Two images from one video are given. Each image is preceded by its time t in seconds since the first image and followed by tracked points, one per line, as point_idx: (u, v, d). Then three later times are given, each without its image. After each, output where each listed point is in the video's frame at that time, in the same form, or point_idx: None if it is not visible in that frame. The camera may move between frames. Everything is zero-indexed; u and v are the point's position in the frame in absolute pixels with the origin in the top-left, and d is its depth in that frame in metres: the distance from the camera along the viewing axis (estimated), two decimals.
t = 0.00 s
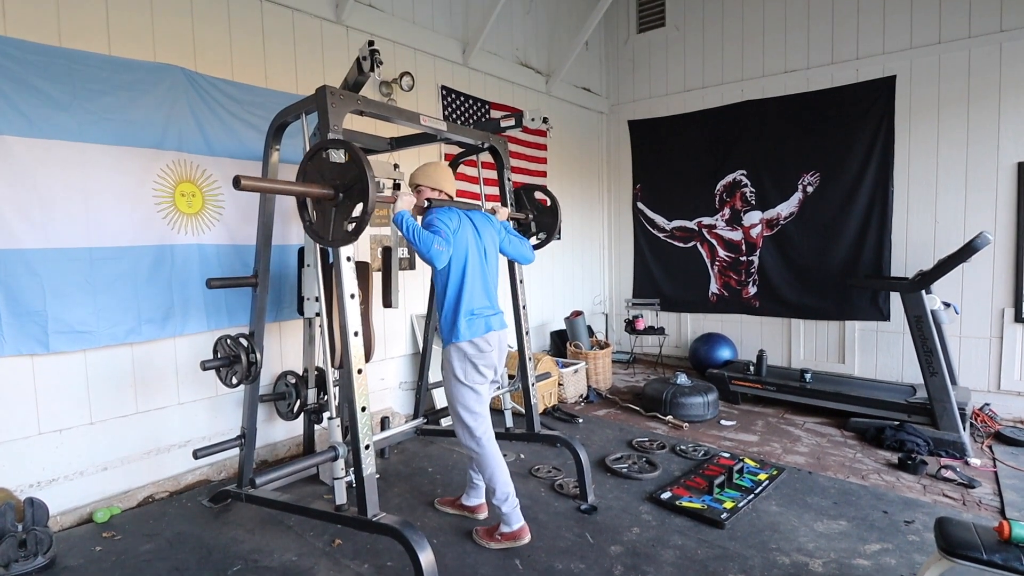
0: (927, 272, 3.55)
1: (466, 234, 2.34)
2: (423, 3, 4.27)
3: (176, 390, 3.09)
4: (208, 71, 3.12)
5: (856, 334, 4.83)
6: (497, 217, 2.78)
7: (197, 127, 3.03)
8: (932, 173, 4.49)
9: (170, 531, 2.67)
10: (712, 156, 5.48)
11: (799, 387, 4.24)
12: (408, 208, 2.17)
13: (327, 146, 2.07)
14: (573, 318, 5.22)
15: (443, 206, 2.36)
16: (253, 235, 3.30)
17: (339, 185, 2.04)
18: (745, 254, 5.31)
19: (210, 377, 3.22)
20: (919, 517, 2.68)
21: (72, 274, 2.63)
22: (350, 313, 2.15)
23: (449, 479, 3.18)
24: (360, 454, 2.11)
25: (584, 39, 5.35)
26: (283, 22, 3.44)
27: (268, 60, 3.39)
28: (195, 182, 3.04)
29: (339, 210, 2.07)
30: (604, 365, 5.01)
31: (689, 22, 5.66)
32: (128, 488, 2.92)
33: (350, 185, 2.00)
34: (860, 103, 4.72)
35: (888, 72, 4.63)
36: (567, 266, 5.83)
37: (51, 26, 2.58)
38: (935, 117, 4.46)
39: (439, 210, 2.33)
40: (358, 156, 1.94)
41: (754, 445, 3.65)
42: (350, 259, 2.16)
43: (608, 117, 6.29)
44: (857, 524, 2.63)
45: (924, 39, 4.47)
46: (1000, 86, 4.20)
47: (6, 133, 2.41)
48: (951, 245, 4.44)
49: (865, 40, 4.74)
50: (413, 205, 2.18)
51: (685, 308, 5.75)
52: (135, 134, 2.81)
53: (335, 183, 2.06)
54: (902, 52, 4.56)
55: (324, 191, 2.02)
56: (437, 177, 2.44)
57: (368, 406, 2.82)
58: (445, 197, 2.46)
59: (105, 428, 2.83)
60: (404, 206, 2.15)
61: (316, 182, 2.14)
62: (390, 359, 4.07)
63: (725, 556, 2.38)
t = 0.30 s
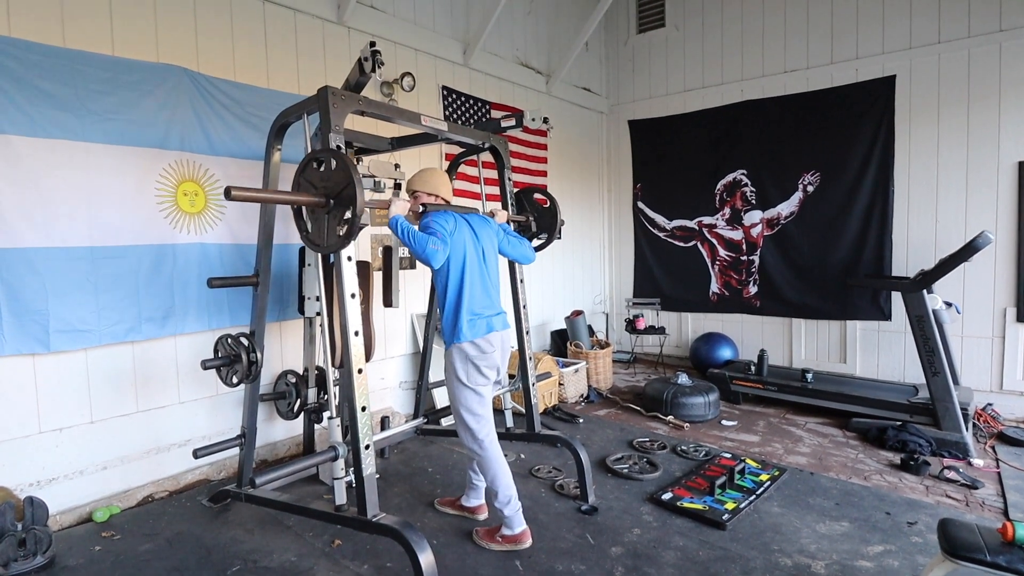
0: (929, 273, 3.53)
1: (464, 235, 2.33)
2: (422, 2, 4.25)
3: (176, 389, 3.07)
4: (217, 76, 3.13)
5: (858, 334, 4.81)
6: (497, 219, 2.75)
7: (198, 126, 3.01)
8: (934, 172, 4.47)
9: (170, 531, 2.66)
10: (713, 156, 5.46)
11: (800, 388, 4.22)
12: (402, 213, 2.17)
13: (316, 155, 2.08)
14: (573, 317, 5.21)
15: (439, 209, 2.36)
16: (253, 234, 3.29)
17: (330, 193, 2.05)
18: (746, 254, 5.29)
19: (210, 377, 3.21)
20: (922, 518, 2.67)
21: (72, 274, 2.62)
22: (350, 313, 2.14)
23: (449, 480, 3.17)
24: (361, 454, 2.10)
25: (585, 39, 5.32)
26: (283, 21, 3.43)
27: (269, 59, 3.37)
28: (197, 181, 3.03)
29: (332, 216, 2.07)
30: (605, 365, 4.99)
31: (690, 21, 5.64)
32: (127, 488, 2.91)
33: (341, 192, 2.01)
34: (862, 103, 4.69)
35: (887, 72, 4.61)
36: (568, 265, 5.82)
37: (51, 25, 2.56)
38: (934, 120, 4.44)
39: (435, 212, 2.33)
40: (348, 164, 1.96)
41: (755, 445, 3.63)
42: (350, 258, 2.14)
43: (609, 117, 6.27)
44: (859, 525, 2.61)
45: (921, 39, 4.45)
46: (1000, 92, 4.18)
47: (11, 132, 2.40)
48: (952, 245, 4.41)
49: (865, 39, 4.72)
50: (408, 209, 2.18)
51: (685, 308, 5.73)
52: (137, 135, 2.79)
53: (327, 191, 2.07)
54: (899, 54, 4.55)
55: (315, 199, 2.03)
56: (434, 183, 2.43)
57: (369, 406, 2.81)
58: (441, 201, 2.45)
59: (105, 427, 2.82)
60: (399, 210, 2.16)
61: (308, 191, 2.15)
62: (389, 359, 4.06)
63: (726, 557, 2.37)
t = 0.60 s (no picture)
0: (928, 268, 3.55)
1: (462, 234, 2.34)
2: None
3: (179, 386, 3.10)
4: (210, 67, 3.12)
5: (858, 330, 4.84)
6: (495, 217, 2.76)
7: (196, 121, 3.03)
8: (936, 169, 4.49)
9: (174, 526, 2.68)
10: (714, 152, 5.48)
11: (799, 384, 4.25)
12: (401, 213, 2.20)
13: (314, 159, 2.14)
14: (574, 313, 5.24)
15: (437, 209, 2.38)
16: (253, 232, 3.31)
17: (327, 194, 2.09)
18: (747, 250, 5.32)
19: (213, 373, 3.23)
20: (919, 512, 2.69)
21: (72, 271, 2.63)
22: (352, 310, 2.15)
23: (451, 475, 3.19)
24: (363, 449, 2.11)
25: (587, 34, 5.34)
26: (285, 16, 3.44)
27: (269, 55, 3.39)
28: (196, 177, 3.04)
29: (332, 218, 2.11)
30: (606, 362, 5.01)
31: (692, 17, 5.65)
32: (131, 484, 2.93)
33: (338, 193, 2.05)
34: (863, 98, 4.72)
35: (892, 67, 4.62)
36: (568, 262, 5.84)
37: (52, 22, 2.57)
38: (939, 113, 4.46)
39: (433, 212, 2.34)
40: (346, 165, 2.01)
41: (755, 440, 3.66)
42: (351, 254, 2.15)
43: (610, 113, 6.28)
44: (856, 519, 2.64)
45: (927, 33, 4.46)
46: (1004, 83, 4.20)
47: (8, 130, 2.42)
48: (954, 241, 4.44)
49: (867, 35, 4.74)
50: (406, 210, 2.21)
51: (686, 304, 5.76)
52: (135, 132, 2.81)
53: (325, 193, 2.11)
54: (905, 48, 4.56)
55: (312, 200, 2.07)
56: (429, 182, 2.47)
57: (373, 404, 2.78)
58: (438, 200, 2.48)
59: (107, 424, 2.84)
60: (398, 211, 2.18)
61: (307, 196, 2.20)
62: (392, 355, 4.08)
63: (725, 550, 2.39)
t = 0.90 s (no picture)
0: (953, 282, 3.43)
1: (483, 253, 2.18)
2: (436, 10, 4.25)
3: (182, 399, 3.00)
4: (226, 81, 3.09)
5: (878, 347, 4.71)
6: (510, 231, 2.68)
7: (208, 136, 2.98)
8: (955, 183, 4.40)
9: (172, 546, 2.57)
10: (726, 167, 5.41)
11: (820, 402, 4.11)
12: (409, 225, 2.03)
13: (319, 174, 2.07)
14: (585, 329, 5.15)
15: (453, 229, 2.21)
16: (261, 242, 3.24)
17: (333, 208, 2.01)
18: (762, 265, 5.21)
19: (217, 386, 3.14)
20: (955, 538, 2.55)
21: (74, 281, 2.56)
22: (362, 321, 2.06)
23: (461, 494, 3.07)
24: (371, 467, 2.01)
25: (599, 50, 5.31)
26: (297, 25, 3.41)
27: (283, 67, 3.35)
28: (204, 189, 2.98)
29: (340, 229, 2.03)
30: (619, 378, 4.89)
31: (703, 32, 5.63)
32: (130, 501, 2.82)
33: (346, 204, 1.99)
34: (878, 111, 4.63)
35: (905, 81, 4.56)
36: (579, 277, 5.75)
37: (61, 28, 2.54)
38: (952, 128, 4.40)
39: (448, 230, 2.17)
40: (356, 179, 1.95)
41: (777, 461, 3.52)
42: (362, 266, 2.08)
43: (621, 128, 6.24)
44: (889, 545, 2.50)
45: (938, 48, 4.42)
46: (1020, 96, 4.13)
47: (13, 138, 2.36)
48: (976, 256, 4.33)
49: (882, 49, 4.68)
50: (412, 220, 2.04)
51: (699, 321, 5.65)
52: (142, 144, 2.75)
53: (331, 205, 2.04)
54: (916, 62, 4.52)
55: (317, 214, 1.99)
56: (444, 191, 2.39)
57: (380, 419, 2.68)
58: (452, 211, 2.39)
59: (108, 437, 2.75)
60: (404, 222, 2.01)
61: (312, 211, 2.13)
62: (401, 369, 3.99)
63: None
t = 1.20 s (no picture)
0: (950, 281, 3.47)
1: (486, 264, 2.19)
2: (435, 6, 4.24)
3: (181, 396, 3.02)
4: (220, 75, 3.08)
5: (875, 345, 4.74)
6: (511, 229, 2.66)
7: (203, 129, 2.98)
8: (954, 180, 4.42)
9: (172, 541, 2.59)
10: (725, 163, 5.42)
11: (816, 400, 4.14)
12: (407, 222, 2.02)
13: (317, 170, 2.07)
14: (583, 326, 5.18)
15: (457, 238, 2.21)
16: (260, 240, 3.25)
17: (331, 205, 2.01)
18: (760, 263, 5.23)
19: (216, 383, 3.15)
20: (947, 533, 2.58)
21: (72, 277, 2.57)
22: (360, 318, 2.07)
23: (459, 490, 3.09)
24: (370, 463, 2.02)
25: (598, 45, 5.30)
26: (294, 22, 3.41)
27: (280, 62, 3.35)
28: (200, 185, 2.98)
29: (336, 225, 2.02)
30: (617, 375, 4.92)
31: (703, 28, 5.62)
32: (130, 497, 2.84)
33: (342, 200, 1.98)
34: (877, 109, 4.64)
35: (906, 78, 4.57)
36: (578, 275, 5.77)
37: (58, 23, 2.53)
38: (954, 125, 4.40)
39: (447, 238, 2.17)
40: (353, 174, 1.94)
41: (772, 458, 3.55)
42: (360, 261, 2.08)
43: (620, 125, 6.24)
44: (882, 540, 2.53)
45: (941, 45, 4.41)
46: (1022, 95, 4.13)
47: (9, 134, 2.37)
48: (973, 254, 4.35)
49: (882, 46, 4.68)
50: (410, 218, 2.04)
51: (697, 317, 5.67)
52: (138, 139, 2.75)
53: (328, 202, 2.04)
54: (919, 59, 4.51)
55: (315, 210, 1.99)
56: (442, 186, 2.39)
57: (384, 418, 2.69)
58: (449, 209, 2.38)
59: (108, 434, 2.76)
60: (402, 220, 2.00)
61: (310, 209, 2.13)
62: (399, 366, 4.00)
63: (746, 573, 2.29)
